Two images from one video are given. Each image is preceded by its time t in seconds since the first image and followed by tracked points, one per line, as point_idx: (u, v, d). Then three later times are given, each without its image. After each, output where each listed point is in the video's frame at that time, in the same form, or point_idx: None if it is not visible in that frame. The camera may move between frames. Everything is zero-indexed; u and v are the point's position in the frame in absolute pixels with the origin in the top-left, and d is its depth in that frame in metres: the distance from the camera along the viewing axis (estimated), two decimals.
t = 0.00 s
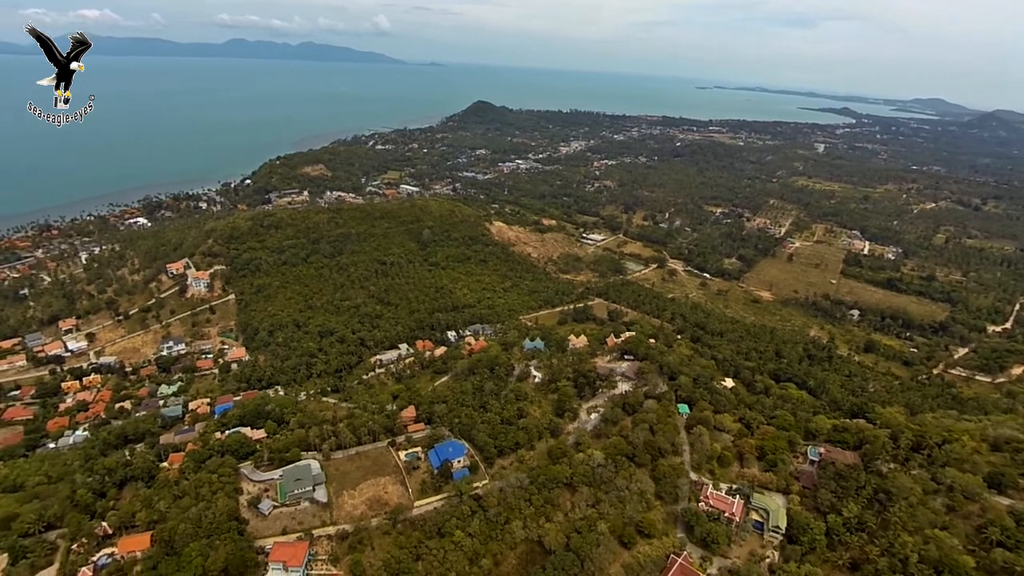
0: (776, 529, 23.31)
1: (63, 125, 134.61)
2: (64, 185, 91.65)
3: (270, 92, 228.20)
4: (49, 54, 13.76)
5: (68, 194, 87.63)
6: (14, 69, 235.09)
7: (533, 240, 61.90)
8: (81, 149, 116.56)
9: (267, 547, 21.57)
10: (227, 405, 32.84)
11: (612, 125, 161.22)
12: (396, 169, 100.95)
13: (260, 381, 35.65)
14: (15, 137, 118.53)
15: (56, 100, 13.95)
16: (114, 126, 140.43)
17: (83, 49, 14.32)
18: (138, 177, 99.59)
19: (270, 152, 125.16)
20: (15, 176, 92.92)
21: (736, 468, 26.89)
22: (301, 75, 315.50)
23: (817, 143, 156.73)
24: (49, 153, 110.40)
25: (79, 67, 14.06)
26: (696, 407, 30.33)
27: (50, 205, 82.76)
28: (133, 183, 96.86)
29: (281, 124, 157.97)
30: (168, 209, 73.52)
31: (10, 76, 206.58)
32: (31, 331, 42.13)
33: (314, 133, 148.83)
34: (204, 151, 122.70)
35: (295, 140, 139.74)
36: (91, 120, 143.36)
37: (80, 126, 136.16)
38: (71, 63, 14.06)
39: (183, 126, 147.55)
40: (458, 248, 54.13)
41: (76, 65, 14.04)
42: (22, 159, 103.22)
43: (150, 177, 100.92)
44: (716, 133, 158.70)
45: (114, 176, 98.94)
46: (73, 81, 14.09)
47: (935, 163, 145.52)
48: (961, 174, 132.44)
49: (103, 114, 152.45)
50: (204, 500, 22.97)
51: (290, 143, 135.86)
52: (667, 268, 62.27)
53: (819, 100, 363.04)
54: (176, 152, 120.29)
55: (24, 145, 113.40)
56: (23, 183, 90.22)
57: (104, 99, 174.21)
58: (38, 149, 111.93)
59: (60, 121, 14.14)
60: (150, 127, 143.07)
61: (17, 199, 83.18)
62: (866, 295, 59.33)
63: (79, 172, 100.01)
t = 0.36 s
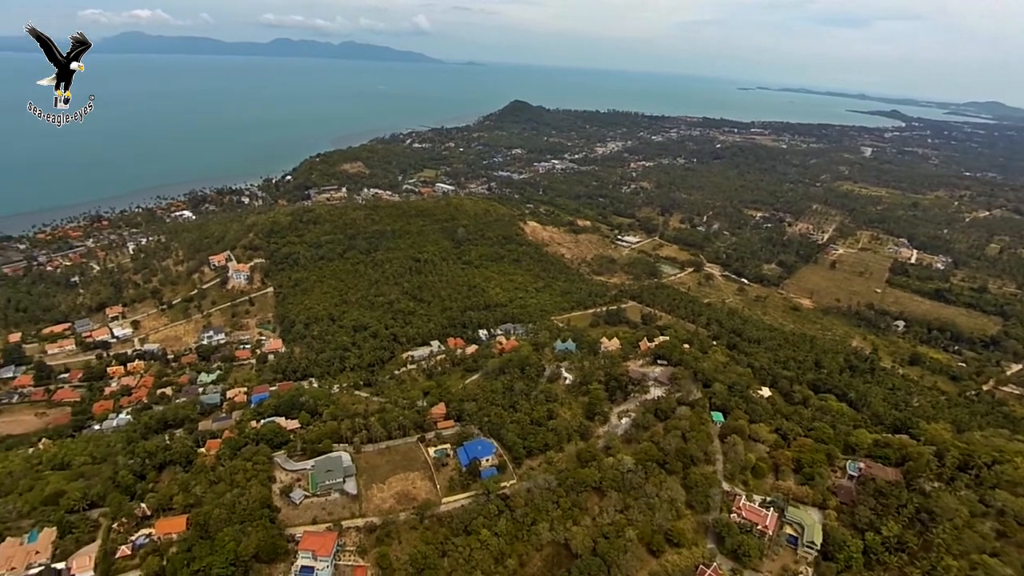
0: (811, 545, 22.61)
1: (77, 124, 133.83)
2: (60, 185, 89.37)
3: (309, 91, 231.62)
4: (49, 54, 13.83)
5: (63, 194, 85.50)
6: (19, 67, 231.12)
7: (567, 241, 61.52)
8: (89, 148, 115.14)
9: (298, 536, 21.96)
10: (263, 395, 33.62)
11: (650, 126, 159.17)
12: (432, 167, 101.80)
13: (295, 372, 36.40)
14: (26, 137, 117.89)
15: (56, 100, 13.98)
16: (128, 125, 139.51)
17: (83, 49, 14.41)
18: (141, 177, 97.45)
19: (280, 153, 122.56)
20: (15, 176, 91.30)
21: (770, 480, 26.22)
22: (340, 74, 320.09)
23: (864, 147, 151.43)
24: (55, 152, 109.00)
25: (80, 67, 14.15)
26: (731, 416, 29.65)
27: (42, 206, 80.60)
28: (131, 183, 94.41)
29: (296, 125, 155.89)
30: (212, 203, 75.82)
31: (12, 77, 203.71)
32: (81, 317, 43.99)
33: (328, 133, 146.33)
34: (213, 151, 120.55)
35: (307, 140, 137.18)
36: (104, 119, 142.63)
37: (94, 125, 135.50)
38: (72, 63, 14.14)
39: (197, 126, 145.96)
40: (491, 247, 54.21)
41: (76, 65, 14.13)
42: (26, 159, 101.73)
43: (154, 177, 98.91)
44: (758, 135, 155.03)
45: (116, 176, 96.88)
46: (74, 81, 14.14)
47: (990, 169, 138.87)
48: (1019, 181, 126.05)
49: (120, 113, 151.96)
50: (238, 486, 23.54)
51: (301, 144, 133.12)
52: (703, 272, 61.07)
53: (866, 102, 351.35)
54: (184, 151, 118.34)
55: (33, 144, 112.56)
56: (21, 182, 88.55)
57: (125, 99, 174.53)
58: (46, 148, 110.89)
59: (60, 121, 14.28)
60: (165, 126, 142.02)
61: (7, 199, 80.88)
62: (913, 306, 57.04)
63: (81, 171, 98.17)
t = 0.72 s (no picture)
0: (852, 565, 21.77)
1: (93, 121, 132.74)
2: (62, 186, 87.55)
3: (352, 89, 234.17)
4: (48, 53, 13.44)
5: (62, 195, 83.47)
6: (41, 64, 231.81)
7: (606, 242, 60.85)
8: (106, 146, 114.00)
9: (331, 525, 22.37)
10: (301, 385, 34.47)
11: (695, 127, 156.13)
12: (472, 166, 102.29)
13: (333, 364, 37.14)
14: (39, 136, 116.88)
15: (55, 100, 13.58)
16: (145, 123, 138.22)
17: (83, 49, 13.96)
18: (149, 177, 95.61)
19: (295, 155, 120.17)
20: (22, 176, 90.00)
21: (811, 495, 25.35)
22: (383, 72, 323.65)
23: (920, 152, 144.84)
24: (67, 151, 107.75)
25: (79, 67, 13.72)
26: (771, 428, 28.80)
27: (38, 208, 78.66)
28: (134, 183, 92.27)
29: (315, 125, 153.65)
30: (259, 197, 78.17)
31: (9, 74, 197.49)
32: (133, 304, 45.95)
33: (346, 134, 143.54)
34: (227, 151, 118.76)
35: (323, 141, 134.56)
36: (121, 116, 141.51)
37: (111, 122, 134.37)
38: (72, 63, 13.70)
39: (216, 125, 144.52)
40: (529, 246, 54.07)
41: (76, 65, 13.66)
42: (34, 158, 100.33)
43: (164, 177, 97.40)
44: (807, 138, 150.17)
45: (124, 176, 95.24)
46: (73, 81, 13.69)
47: None
48: None
49: (143, 111, 151.47)
50: (275, 473, 24.16)
51: (316, 144, 130.76)
52: (746, 278, 59.52)
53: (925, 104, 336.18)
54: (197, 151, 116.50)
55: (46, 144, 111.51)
56: (26, 182, 87.26)
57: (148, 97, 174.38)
58: (58, 147, 109.83)
59: (60, 121, 13.92)
60: (182, 125, 140.72)
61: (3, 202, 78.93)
62: (969, 320, 54.30)
63: (89, 171, 96.71)
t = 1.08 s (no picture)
0: None
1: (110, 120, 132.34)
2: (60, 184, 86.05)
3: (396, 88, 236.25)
4: (48, 53, 13.44)
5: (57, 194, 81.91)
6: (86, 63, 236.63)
7: (647, 245, 59.86)
8: (131, 145, 113.12)
9: (365, 516, 22.69)
10: (340, 377, 35.16)
11: (742, 129, 152.17)
12: (514, 165, 102.36)
13: (372, 358, 37.75)
14: (52, 134, 116.47)
15: (55, 100, 13.56)
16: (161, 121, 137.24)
17: (83, 49, 13.97)
18: (151, 176, 93.64)
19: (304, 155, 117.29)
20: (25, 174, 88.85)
21: (855, 514, 24.41)
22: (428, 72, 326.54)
23: (985, 158, 137.14)
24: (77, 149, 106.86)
25: (78, 67, 13.64)
26: (814, 442, 27.82)
27: (30, 207, 76.86)
28: (135, 182, 90.32)
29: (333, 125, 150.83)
30: (306, 192, 80.23)
31: (40, 75, 199.91)
32: (184, 292, 47.81)
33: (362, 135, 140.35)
34: (237, 150, 116.66)
35: (337, 142, 131.46)
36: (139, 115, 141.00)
37: (141, 121, 134.32)
38: (72, 63, 13.68)
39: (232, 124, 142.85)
40: (569, 247, 53.68)
41: (76, 65, 13.63)
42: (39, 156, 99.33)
43: (184, 177, 95.73)
44: (862, 142, 144.27)
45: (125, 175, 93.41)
46: (74, 81, 13.68)
47: None
48: None
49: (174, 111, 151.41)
50: (313, 463, 24.67)
51: (329, 145, 127.79)
52: (792, 285, 57.65)
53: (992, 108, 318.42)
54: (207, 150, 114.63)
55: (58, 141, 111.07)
56: (26, 180, 85.84)
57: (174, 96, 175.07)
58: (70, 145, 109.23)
59: (60, 121, 13.94)
60: (200, 124, 139.73)
61: None
62: None
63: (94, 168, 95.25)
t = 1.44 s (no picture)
0: None
1: (125, 121, 131.89)
2: (60, 186, 84.84)
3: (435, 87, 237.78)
4: (49, 53, 13.49)
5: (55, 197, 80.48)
6: (136, 64, 245.04)
7: (685, 248, 58.68)
8: (155, 145, 113.71)
9: (394, 511, 22.87)
10: (375, 372, 35.63)
11: (788, 131, 147.93)
12: (551, 165, 101.96)
13: (405, 355, 38.13)
14: (79, 135, 117.67)
15: (55, 100, 13.61)
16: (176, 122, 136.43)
17: (83, 49, 14.02)
18: (154, 177, 92.05)
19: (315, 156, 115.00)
20: (26, 176, 87.91)
21: (899, 535, 23.40)
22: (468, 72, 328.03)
23: None
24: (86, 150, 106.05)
25: (78, 66, 13.71)
26: (857, 457, 26.78)
27: (46, 208, 76.98)
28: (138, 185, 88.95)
29: (348, 125, 148.59)
30: (346, 189, 81.66)
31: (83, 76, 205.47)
32: (227, 284, 49.29)
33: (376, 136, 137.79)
34: (249, 151, 115.23)
35: (350, 142, 129.22)
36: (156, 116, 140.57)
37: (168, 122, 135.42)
38: (72, 63, 13.75)
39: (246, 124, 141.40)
40: (605, 249, 53.07)
41: (75, 65, 13.70)
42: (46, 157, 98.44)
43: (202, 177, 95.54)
44: (915, 146, 138.36)
45: (126, 176, 91.80)
46: (74, 81, 13.75)
47: None
48: None
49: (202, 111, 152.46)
50: (345, 455, 25.00)
51: (341, 146, 125.51)
52: (837, 294, 55.68)
53: None
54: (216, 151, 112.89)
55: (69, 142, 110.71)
56: (36, 181, 85.35)
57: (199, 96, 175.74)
58: (81, 146, 108.57)
59: (60, 121, 13.96)
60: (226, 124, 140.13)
61: None
62: None
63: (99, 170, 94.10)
